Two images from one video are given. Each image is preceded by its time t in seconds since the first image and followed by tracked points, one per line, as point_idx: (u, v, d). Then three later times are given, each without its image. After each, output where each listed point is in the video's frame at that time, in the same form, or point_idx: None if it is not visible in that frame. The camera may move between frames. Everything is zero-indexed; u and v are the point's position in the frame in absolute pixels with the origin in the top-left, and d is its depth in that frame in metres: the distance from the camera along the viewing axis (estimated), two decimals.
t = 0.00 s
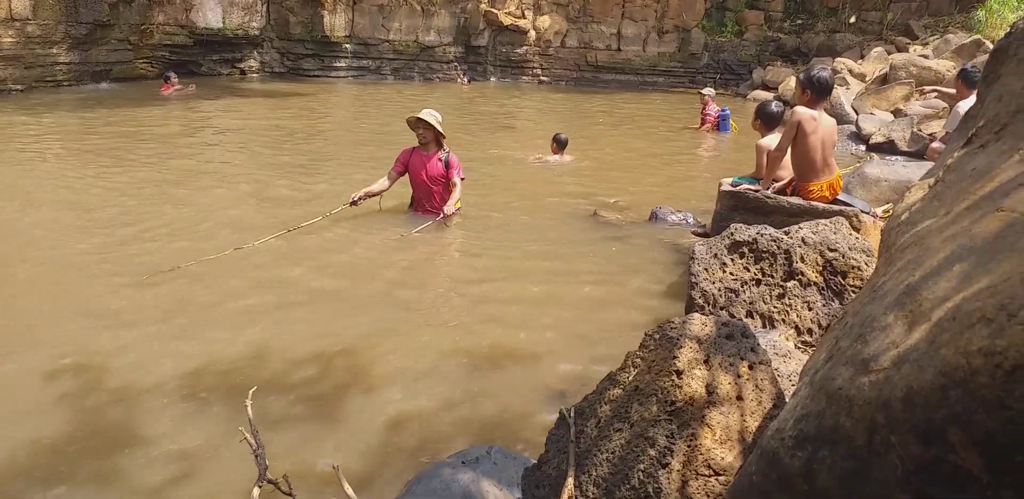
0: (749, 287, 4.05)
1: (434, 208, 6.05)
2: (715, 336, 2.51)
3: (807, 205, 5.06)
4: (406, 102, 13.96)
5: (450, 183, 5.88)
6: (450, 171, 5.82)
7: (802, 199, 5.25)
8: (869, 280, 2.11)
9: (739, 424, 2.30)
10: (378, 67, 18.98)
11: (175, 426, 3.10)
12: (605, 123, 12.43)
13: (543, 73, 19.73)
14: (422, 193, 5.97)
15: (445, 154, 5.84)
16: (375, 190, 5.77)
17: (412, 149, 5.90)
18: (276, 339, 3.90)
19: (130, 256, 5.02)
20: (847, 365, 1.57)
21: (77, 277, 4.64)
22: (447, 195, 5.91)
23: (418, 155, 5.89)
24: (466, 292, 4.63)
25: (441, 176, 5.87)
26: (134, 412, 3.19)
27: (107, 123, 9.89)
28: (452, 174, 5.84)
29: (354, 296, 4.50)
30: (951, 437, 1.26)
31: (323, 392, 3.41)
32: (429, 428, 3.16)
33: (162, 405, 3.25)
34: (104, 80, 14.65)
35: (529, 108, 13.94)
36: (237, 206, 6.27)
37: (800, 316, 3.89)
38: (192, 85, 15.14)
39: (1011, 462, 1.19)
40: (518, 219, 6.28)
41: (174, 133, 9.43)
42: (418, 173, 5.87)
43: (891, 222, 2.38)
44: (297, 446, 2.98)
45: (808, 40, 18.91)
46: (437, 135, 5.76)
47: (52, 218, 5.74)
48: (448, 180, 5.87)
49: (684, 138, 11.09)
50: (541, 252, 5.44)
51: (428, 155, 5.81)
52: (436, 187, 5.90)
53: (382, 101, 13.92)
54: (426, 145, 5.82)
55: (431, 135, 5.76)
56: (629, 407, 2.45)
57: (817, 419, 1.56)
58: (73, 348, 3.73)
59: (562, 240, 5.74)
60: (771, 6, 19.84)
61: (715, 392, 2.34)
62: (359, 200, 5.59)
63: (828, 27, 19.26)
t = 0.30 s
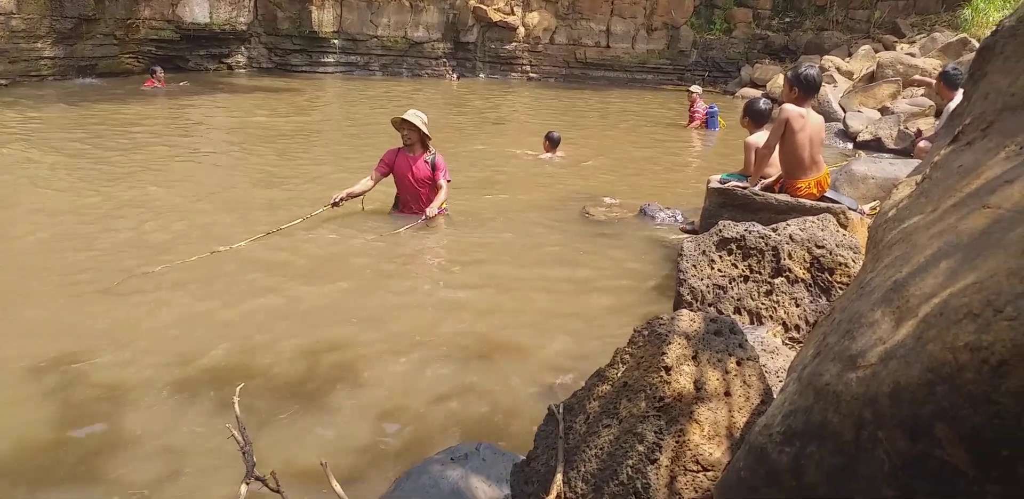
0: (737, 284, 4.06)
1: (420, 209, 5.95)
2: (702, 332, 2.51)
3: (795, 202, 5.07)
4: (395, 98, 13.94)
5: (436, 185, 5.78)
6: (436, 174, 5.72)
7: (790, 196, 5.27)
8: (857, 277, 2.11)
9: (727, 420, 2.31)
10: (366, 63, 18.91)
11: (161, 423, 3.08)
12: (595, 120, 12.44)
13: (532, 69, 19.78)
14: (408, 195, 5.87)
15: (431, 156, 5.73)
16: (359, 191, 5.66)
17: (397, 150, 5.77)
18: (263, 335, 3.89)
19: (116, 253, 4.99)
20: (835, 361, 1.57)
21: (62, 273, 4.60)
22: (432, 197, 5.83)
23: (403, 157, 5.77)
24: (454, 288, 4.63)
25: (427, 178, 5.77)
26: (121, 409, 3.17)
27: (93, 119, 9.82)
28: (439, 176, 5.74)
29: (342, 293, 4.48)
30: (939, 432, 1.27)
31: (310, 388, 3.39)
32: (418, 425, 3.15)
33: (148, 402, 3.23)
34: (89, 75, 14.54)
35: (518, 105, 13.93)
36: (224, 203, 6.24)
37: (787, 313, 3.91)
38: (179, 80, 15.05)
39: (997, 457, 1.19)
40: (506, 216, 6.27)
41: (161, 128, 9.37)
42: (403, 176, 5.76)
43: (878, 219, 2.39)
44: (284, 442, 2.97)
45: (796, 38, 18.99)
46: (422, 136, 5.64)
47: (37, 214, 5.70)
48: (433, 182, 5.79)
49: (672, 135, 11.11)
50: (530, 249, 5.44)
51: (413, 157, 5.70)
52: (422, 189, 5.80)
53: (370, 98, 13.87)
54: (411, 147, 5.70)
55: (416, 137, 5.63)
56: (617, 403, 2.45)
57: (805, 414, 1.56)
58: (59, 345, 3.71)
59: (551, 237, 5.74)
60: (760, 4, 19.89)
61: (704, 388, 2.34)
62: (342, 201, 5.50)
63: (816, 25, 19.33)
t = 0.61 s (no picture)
0: (726, 280, 4.08)
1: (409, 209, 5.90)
2: (692, 327, 2.51)
3: (784, 198, 5.09)
4: (384, 94, 13.90)
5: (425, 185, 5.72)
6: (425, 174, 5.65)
7: (778, 193, 5.29)
8: (845, 272, 2.12)
9: (716, 415, 2.31)
10: (356, 58, 18.88)
11: (149, 419, 3.06)
12: (585, 116, 12.44)
13: (523, 65, 19.82)
14: (397, 194, 5.82)
15: (421, 156, 5.67)
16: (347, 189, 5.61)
17: (387, 148, 5.72)
18: (252, 331, 3.87)
19: (104, 248, 4.95)
20: (824, 356, 1.58)
21: (49, 268, 4.57)
22: (420, 197, 5.77)
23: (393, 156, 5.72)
24: (444, 284, 4.62)
25: (416, 178, 5.71)
26: (108, 404, 3.15)
27: (79, 113, 9.77)
28: (428, 177, 5.68)
29: (332, 288, 4.47)
30: (926, 426, 1.27)
31: (300, 384, 3.38)
32: (407, 421, 3.15)
33: (136, 398, 3.21)
34: (75, 69, 14.43)
35: (508, 101, 13.92)
36: (213, 198, 6.20)
37: (776, 309, 3.93)
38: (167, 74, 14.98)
39: (984, 451, 1.19)
40: (497, 212, 6.26)
41: (148, 123, 9.31)
42: (393, 175, 5.71)
43: (866, 215, 2.40)
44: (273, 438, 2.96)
45: (785, 35, 19.03)
46: (412, 136, 5.59)
47: (24, 208, 5.65)
48: (422, 182, 5.73)
49: (662, 131, 11.13)
50: (520, 245, 5.43)
51: (403, 157, 5.64)
52: (411, 188, 5.74)
53: (360, 93, 13.83)
54: (401, 146, 5.65)
55: (406, 136, 5.58)
56: (607, 398, 2.45)
57: (793, 409, 1.57)
58: (45, 340, 3.68)
59: (541, 233, 5.74)
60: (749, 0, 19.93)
61: (692, 383, 2.35)
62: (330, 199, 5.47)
63: (805, 22, 19.38)
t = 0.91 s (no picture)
0: (722, 278, 4.08)
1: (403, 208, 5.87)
2: (689, 325, 2.51)
3: (779, 196, 5.09)
4: (380, 91, 13.88)
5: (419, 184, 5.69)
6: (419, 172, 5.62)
7: (774, 191, 5.30)
8: (841, 270, 2.12)
9: (712, 412, 2.32)
10: (351, 55, 18.94)
11: (144, 417, 3.05)
12: (581, 113, 12.43)
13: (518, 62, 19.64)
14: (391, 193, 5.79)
15: (416, 155, 5.64)
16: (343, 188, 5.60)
17: (382, 147, 5.70)
18: (248, 329, 3.86)
19: (99, 246, 4.94)
20: (820, 354, 1.58)
21: (43, 267, 4.55)
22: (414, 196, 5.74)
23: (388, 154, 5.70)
24: (440, 282, 4.61)
25: (411, 177, 5.68)
26: (102, 403, 3.14)
27: (75, 110, 9.80)
28: (422, 175, 5.65)
29: (327, 286, 4.46)
30: (920, 423, 1.27)
31: (295, 382, 3.38)
32: (403, 419, 3.14)
33: (131, 396, 3.20)
34: (69, 67, 14.42)
35: (504, 98, 13.91)
36: (208, 196, 6.18)
37: (771, 307, 3.94)
38: (162, 72, 14.96)
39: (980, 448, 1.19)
40: (493, 210, 6.25)
41: (143, 121, 9.29)
42: (388, 172, 5.69)
43: (862, 212, 2.41)
44: (268, 436, 2.96)
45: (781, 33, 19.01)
46: (406, 134, 5.56)
47: (18, 206, 5.63)
48: (416, 181, 5.70)
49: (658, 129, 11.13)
50: (516, 243, 5.43)
51: (397, 155, 5.62)
52: (405, 187, 5.71)
53: (356, 90, 13.81)
54: (396, 145, 5.63)
55: (401, 134, 5.55)
56: (603, 396, 2.45)
57: (789, 406, 1.57)
58: (40, 338, 3.66)
59: (537, 231, 5.74)
60: None
61: (689, 381, 2.34)
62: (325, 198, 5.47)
63: (801, 20, 19.37)
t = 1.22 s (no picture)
0: (723, 278, 4.08)
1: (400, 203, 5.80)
2: (689, 324, 2.50)
3: (779, 196, 5.09)
4: (379, 93, 13.89)
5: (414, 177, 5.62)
6: (414, 164, 5.56)
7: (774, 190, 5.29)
8: (841, 268, 2.12)
9: (712, 412, 2.31)
10: (350, 57, 18.95)
11: (145, 420, 3.05)
12: (580, 114, 12.43)
13: (517, 63, 19.69)
14: (387, 188, 5.73)
15: (410, 147, 5.59)
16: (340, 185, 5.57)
17: (379, 141, 5.68)
18: (250, 331, 3.86)
19: (99, 249, 4.94)
20: (821, 353, 1.58)
21: (44, 270, 4.55)
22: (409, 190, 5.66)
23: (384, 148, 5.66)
24: (440, 283, 4.62)
25: (405, 170, 5.62)
26: (103, 406, 3.13)
27: (75, 113, 9.77)
28: (417, 168, 5.58)
29: (328, 288, 4.46)
30: (922, 422, 1.27)
31: (295, 384, 3.37)
32: (404, 420, 3.14)
33: (133, 399, 3.20)
34: (69, 70, 14.39)
35: (503, 100, 13.91)
36: (208, 198, 6.18)
37: (772, 306, 3.94)
38: (161, 74, 14.95)
39: (982, 446, 1.19)
40: (493, 211, 6.25)
41: (142, 123, 9.28)
42: (382, 165, 5.64)
43: (862, 211, 2.41)
44: (269, 438, 2.96)
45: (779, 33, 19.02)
46: (400, 126, 5.53)
47: (18, 210, 5.63)
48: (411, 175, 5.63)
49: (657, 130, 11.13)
50: (516, 244, 5.43)
51: (392, 147, 5.58)
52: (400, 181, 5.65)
53: (355, 92, 13.81)
54: (391, 137, 5.59)
55: (394, 126, 5.52)
56: (604, 396, 2.45)
57: (791, 406, 1.57)
58: (40, 342, 3.66)
59: (537, 231, 5.74)
60: None
61: (690, 381, 2.34)
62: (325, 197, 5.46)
63: (799, 20, 19.39)
